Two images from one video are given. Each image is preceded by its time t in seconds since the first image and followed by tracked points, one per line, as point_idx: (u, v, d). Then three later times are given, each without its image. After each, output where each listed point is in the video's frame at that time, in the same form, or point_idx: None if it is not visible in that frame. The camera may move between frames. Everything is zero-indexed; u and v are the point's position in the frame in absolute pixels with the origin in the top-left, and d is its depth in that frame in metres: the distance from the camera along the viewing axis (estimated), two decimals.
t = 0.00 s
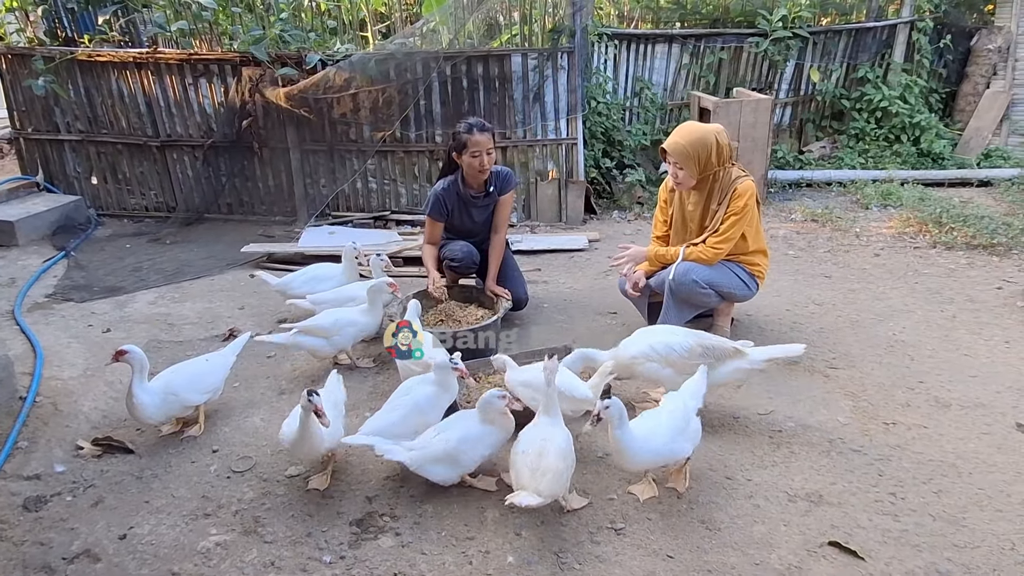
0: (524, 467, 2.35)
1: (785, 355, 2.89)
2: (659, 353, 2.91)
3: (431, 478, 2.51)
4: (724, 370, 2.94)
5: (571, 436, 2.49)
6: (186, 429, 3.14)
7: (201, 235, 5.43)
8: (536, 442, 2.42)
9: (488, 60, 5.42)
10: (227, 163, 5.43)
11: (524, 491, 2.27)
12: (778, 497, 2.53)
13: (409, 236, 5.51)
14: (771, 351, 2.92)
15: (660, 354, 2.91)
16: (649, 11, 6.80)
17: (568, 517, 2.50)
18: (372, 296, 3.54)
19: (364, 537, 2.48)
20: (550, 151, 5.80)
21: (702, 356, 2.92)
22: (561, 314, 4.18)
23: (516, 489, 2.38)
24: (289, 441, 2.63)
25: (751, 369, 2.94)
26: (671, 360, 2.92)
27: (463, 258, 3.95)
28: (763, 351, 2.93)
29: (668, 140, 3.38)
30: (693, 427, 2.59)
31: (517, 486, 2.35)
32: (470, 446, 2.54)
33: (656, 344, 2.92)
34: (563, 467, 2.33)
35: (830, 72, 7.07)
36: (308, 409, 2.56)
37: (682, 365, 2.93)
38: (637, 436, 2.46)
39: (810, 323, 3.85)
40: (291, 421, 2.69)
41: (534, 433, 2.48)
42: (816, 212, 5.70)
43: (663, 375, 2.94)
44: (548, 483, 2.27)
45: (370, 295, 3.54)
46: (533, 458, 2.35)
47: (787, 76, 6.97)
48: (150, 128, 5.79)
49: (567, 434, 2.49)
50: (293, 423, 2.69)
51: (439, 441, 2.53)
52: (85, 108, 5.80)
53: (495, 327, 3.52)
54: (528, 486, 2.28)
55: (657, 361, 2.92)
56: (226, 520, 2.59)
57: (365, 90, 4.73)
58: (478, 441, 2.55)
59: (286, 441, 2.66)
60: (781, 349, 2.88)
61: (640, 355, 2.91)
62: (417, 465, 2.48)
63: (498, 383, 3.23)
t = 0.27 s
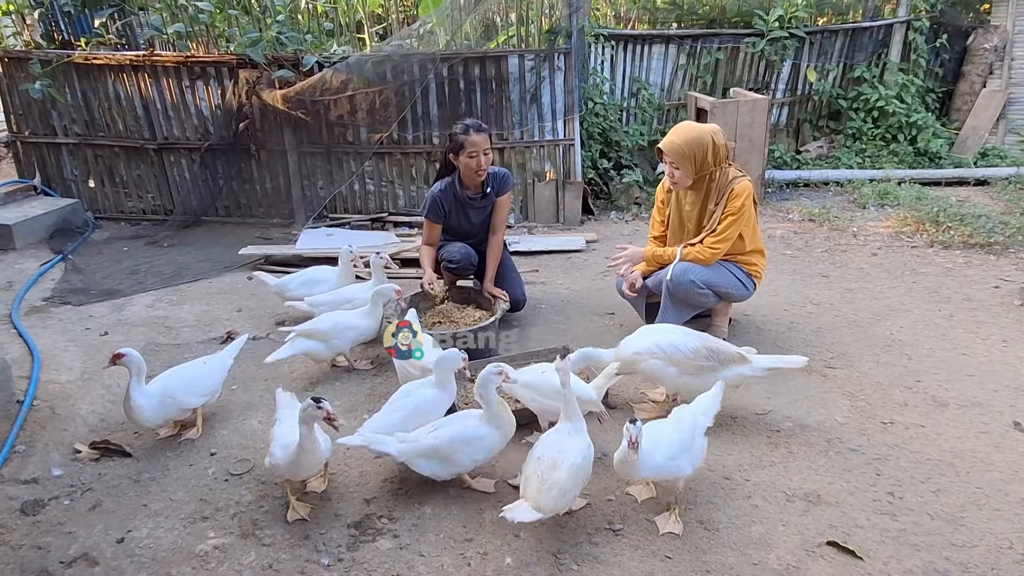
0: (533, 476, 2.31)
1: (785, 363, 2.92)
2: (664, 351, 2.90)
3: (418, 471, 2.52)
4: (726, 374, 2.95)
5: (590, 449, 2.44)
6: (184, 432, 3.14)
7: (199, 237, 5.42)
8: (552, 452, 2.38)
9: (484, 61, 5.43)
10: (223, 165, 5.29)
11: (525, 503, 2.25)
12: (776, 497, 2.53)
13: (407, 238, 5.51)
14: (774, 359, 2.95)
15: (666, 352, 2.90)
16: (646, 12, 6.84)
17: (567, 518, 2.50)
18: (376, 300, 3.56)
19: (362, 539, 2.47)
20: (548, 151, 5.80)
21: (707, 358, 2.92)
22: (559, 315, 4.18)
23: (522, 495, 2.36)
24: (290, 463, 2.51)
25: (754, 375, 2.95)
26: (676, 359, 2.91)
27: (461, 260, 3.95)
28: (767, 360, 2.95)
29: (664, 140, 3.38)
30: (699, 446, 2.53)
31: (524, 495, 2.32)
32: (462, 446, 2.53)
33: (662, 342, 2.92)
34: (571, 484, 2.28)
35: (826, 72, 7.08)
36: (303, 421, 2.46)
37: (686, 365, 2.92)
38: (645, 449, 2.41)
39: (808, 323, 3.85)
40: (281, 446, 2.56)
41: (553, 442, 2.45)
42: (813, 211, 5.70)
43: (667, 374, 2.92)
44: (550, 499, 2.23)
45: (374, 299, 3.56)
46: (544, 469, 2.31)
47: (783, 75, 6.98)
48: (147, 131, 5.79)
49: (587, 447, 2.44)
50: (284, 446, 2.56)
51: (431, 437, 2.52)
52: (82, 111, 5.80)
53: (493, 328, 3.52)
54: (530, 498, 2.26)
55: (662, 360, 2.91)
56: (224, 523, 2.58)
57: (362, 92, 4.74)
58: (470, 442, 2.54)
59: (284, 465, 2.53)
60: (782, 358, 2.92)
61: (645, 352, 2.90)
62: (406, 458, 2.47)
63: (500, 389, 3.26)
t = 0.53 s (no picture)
0: (529, 475, 2.30)
1: (786, 364, 2.93)
2: (667, 351, 2.91)
3: (421, 474, 2.52)
4: (728, 376, 2.95)
5: (584, 448, 2.45)
6: (181, 432, 3.14)
7: (197, 237, 5.42)
8: (547, 450, 2.38)
9: (483, 61, 5.42)
10: (222, 166, 5.31)
11: (524, 502, 2.24)
12: (774, 498, 2.53)
13: (405, 238, 5.51)
14: (776, 361, 2.95)
15: (669, 352, 2.90)
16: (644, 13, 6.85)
17: (564, 518, 2.50)
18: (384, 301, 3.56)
19: (360, 540, 2.47)
20: (546, 152, 5.80)
21: (710, 359, 2.92)
22: (557, 315, 4.18)
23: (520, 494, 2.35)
24: (282, 472, 2.45)
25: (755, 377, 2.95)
26: (678, 360, 2.91)
27: (460, 260, 3.94)
28: (769, 361, 2.95)
29: (662, 140, 3.39)
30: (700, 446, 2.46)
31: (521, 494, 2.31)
32: (465, 447, 2.53)
33: (665, 342, 2.92)
34: (568, 481, 2.28)
35: (824, 72, 7.09)
36: (314, 425, 2.46)
37: (688, 365, 2.92)
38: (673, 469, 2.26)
39: (806, 324, 3.86)
40: (268, 454, 2.49)
41: (547, 440, 2.44)
42: (811, 212, 5.71)
43: (669, 374, 2.92)
44: (549, 497, 2.23)
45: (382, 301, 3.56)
46: (540, 467, 2.31)
47: (781, 76, 6.99)
48: (145, 131, 5.79)
49: (581, 446, 2.44)
50: (271, 454, 2.49)
51: (433, 439, 2.52)
52: (79, 111, 5.80)
53: (491, 328, 3.52)
54: (529, 496, 2.25)
55: (664, 360, 2.91)
56: (222, 523, 2.58)
57: (361, 92, 4.65)
58: (472, 442, 2.54)
59: (274, 475, 2.46)
60: (784, 359, 2.92)
61: (648, 352, 2.91)
62: (408, 461, 2.47)
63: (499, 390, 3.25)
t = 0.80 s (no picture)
0: (530, 473, 2.31)
1: (784, 371, 2.93)
2: (666, 352, 2.90)
3: (419, 475, 2.51)
4: (724, 379, 2.96)
5: (583, 447, 2.44)
6: (180, 432, 3.14)
7: (195, 238, 5.42)
8: (547, 450, 2.38)
9: (481, 61, 5.43)
10: (219, 166, 5.25)
11: (526, 500, 2.25)
12: (772, 498, 2.53)
13: (403, 238, 5.51)
14: (773, 366, 2.96)
15: (667, 353, 2.90)
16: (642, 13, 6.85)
17: (563, 519, 2.50)
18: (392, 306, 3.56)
19: (358, 540, 2.47)
20: (544, 152, 5.80)
21: (708, 361, 2.92)
22: (555, 316, 4.18)
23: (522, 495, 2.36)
24: (293, 461, 2.48)
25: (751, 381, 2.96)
26: (677, 361, 2.91)
27: (458, 260, 3.94)
28: (766, 366, 2.96)
29: (658, 140, 3.39)
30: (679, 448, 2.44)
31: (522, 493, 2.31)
32: (462, 447, 2.53)
33: (664, 343, 2.92)
34: (568, 479, 2.28)
35: (823, 73, 7.10)
36: (324, 426, 2.47)
37: (686, 367, 2.92)
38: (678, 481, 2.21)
39: (804, 324, 3.86)
40: (279, 443, 2.51)
41: (546, 439, 2.44)
42: (809, 212, 5.72)
43: (667, 375, 2.92)
44: (552, 495, 2.23)
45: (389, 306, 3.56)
46: (540, 466, 2.31)
47: (779, 77, 7.00)
48: (143, 131, 5.78)
49: (580, 446, 2.44)
50: (282, 442, 2.51)
51: (430, 439, 2.52)
52: (77, 111, 5.79)
53: (489, 329, 3.52)
54: (531, 495, 2.25)
55: (663, 360, 2.91)
56: (220, 524, 2.58)
57: (359, 92, 4.74)
58: (471, 441, 2.54)
59: (285, 465, 2.48)
60: (780, 367, 2.93)
61: (647, 352, 2.90)
62: (406, 462, 2.47)
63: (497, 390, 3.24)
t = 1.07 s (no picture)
0: (528, 468, 2.32)
1: (780, 368, 2.93)
2: (664, 351, 2.90)
3: (416, 477, 2.50)
4: (721, 378, 2.96)
5: (581, 443, 2.45)
6: (176, 430, 3.13)
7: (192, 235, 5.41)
8: (544, 445, 2.39)
9: (479, 60, 5.42)
10: (217, 164, 5.43)
11: (524, 492, 2.25)
12: (769, 497, 2.53)
13: (401, 236, 5.51)
14: (770, 365, 2.96)
15: (665, 352, 2.90)
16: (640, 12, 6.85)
17: (559, 517, 2.49)
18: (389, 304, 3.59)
19: (354, 538, 2.47)
20: (542, 151, 5.80)
21: (705, 360, 2.92)
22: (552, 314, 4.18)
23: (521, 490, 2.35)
24: (314, 447, 2.46)
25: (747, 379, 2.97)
26: (675, 360, 2.91)
27: (455, 258, 3.95)
28: (763, 365, 2.96)
29: (654, 140, 3.39)
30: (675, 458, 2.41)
31: (520, 488, 2.32)
32: (459, 444, 2.52)
33: (662, 341, 2.91)
34: (567, 473, 2.29)
35: (821, 72, 7.10)
36: (330, 410, 2.45)
37: (683, 366, 2.92)
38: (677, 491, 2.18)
39: (801, 323, 3.86)
40: (293, 434, 2.49)
41: (544, 436, 2.45)
42: (807, 211, 5.72)
43: (665, 373, 2.92)
44: (549, 487, 2.24)
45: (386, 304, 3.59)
46: (538, 461, 2.32)
47: (778, 76, 7.00)
48: (140, 128, 5.77)
49: (578, 441, 2.44)
50: (296, 432, 2.50)
51: (426, 440, 2.51)
52: (75, 108, 5.77)
53: (486, 327, 3.52)
54: (528, 487, 2.26)
55: (660, 359, 2.91)
56: (216, 521, 2.57)
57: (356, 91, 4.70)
58: (467, 441, 2.53)
59: (306, 451, 2.47)
60: (778, 363, 2.93)
61: (645, 350, 2.90)
62: (404, 464, 2.46)
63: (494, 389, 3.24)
